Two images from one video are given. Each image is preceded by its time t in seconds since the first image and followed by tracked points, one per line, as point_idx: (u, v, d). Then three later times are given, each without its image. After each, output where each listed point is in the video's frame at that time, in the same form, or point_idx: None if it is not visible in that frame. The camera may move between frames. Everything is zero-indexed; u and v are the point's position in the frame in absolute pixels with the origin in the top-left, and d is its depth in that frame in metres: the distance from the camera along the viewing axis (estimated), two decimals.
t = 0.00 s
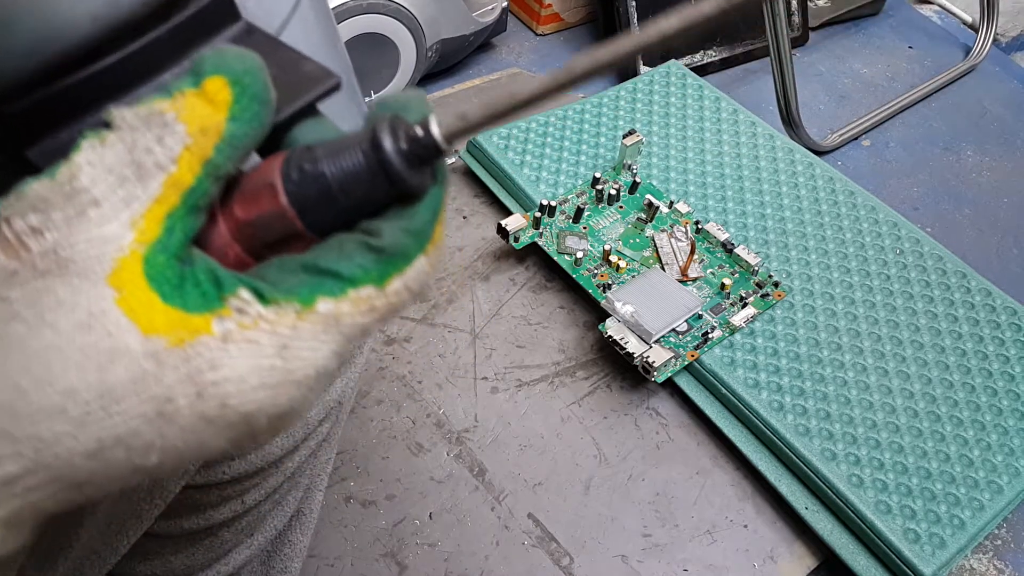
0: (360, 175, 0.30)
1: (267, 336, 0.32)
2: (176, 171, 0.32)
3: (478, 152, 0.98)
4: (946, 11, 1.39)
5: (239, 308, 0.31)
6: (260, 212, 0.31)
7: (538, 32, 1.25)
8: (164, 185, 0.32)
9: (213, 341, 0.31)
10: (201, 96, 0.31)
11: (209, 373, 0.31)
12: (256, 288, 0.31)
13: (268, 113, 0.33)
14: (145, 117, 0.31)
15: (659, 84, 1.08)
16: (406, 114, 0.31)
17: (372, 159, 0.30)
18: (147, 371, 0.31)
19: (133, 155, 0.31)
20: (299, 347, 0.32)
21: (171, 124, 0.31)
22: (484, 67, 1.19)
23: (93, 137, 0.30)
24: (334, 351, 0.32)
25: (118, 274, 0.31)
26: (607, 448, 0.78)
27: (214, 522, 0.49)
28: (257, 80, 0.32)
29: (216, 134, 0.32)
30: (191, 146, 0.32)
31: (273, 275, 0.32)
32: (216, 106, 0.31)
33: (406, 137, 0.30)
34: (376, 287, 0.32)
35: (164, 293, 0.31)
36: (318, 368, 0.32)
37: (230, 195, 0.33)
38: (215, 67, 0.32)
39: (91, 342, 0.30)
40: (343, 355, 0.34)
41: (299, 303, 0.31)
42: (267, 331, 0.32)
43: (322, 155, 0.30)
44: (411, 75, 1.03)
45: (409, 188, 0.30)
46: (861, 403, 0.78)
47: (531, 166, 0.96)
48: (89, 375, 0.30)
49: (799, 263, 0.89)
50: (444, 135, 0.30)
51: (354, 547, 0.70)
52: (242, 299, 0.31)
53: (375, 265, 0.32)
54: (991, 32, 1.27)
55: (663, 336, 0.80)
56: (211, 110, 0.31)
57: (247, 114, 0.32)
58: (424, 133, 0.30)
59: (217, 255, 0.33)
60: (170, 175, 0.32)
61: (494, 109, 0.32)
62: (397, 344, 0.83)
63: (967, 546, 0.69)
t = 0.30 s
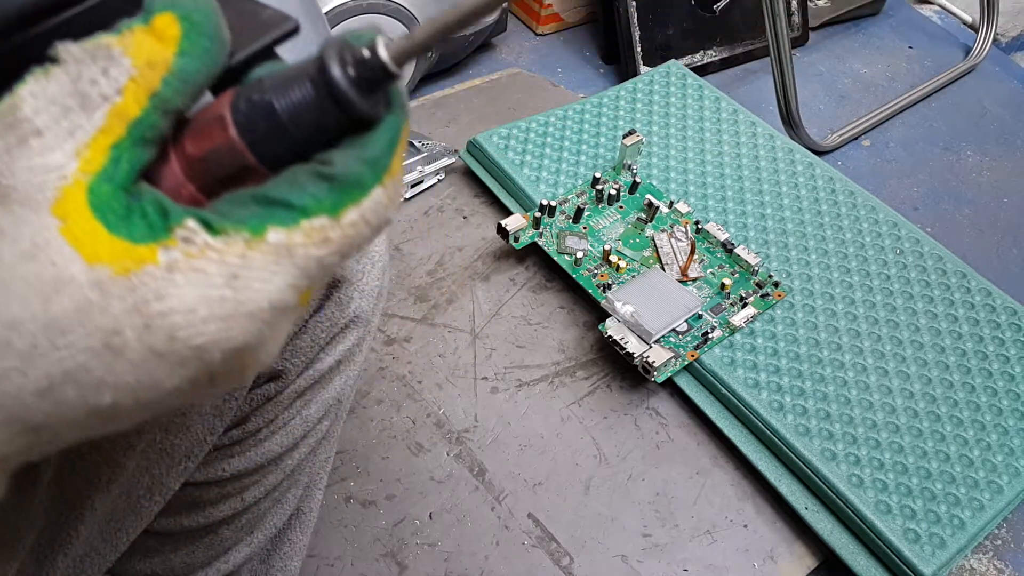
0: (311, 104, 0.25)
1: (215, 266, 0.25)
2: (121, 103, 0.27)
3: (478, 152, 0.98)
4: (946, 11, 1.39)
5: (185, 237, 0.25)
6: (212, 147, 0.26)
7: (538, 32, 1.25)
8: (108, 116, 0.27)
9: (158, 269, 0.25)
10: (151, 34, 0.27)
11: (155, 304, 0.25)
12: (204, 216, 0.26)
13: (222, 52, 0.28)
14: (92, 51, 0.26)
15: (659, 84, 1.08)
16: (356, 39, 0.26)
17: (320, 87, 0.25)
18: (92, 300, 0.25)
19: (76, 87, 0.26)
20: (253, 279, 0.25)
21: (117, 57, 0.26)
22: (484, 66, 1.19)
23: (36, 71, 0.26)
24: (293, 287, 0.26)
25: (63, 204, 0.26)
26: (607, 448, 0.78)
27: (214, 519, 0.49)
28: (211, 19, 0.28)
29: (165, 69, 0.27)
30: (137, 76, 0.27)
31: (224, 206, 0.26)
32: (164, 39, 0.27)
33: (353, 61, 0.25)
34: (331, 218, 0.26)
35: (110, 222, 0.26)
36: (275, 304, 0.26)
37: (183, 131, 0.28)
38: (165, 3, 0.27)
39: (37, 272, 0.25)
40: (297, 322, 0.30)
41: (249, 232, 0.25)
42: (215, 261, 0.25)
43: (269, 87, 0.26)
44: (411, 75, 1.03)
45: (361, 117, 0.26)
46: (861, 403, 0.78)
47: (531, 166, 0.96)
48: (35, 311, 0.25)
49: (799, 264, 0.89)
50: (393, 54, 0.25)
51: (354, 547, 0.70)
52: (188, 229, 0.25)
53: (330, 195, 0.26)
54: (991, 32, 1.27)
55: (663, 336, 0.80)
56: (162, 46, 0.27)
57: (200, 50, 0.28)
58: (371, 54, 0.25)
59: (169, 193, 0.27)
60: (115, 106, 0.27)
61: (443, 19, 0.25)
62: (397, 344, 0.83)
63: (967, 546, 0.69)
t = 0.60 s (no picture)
0: (286, 73, 0.25)
1: (189, 239, 0.25)
2: (92, 73, 0.27)
3: (478, 152, 0.98)
4: (946, 11, 1.39)
5: (158, 209, 0.25)
6: (185, 116, 0.26)
7: (538, 32, 1.25)
8: (79, 87, 0.27)
9: (130, 242, 0.25)
10: (123, 6, 0.28)
11: (128, 277, 0.25)
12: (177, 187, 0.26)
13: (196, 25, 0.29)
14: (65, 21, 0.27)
15: (659, 84, 1.08)
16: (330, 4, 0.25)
17: (293, 54, 0.25)
18: (64, 274, 0.25)
19: (46, 56, 0.27)
20: (227, 251, 0.25)
21: (87, 26, 0.27)
22: (484, 67, 1.19)
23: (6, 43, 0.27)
24: (272, 262, 0.26)
25: (33, 175, 0.26)
26: (607, 448, 0.78)
27: (214, 519, 0.49)
28: None
29: (137, 40, 0.28)
30: (108, 46, 0.27)
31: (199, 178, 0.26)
32: (137, 11, 0.28)
33: (326, 26, 0.24)
34: (307, 189, 0.26)
35: (81, 195, 0.26)
36: (252, 278, 0.26)
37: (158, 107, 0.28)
38: None
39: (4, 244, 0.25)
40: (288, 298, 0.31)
41: (223, 203, 0.25)
42: (189, 233, 0.25)
43: (243, 57, 0.26)
44: (410, 75, 1.03)
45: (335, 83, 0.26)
46: (861, 403, 0.78)
47: (531, 166, 0.96)
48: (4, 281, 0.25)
49: (799, 264, 0.89)
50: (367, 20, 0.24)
51: (354, 547, 0.70)
52: (162, 201, 0.25)
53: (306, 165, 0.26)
54: (991, 32, 1.27)
55: (663, 336, 0.80)
56: (135, 17, 0.28)
57: (172, 22, 0.29)
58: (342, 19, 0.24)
59: (145, 167, 0.27)
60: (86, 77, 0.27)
61: None
62: (397, 344, 0.83)
63: (967, 546, 0.69)
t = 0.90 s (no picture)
0: (305, 94, 0.27)
1: (211, 262, 0.27)
2: (114, 94, 0.29)
3: (478, 152, 0.98)
4: (946, 12, 1.39)
5: (180, 232, 0.27)
6: (206, 138, 0.28)
7: (538, 32, 1.25)
8: (101, 108, 0.29)
9: (153, 265, 0.27)
10: (142, 24, 0.29)
11: (151, 300, 0.26)
12: (199, 211, 0.27)
13: (211, 42, 0.31)
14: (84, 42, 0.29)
15: (659, 84, 1.08)
16: (349, 28, 0.28)
17: (313, 76, 0.27)
18: (88, 297, 0.27)
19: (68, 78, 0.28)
20: (249, 274, 0.27)
21: (108, 47, 0.29)
22: (484, 67, 1.19)
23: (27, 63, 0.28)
24: (290, 284, 0.28)
25: (55, 198, 0.28)
26: (607, 448, 0.78)
27: (213, 521, 0.49)
28: (200, 7, 0.30)
29: (157, 59, 0.29)
30: (129, 68, 0.29)
31: (219, 201, 0.28)
32: (155, 30, 0.29)
33: (346, 50, 0.27)
34: (326, 213, 0.28)
35: (104, 217, 0.27)
36: (271, 300, 0.27)
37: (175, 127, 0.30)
38: None
39: (30, 268, 0.27)
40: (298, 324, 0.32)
41: (244, 227, 0.27)
42: (210, 257, 0.27)
43: (262, 79, 0.28)
44: (410, 75, 1.03)
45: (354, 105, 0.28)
46: (861, 403, 0.78)
47: (531, 166, 0.96)
48: (30, 303, 0.27)
49: (799, 263, 0.89)
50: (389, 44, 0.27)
51: (354, 547, 0.70)
52: (184, 224, 0.27)
53: (324, 189, 0.28)
54: (991, 31, 1.27)
55: (663, 336, 0.80)
56: (153, 36, 0.29)
57: (188, 40, 0.30)
58: (364, 44, 0.27)
59: (163, 187, 0.29)
60: (108, 98, 0.29)
61: (437, 11, 0.27)
62: (397, 344, 0.83)
63: (968, 546, 0.69)
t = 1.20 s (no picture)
0: (333, 112, 0.26)
1: (239, 274, 0.26)
2: (146, 110, 0.27)
3: (478, 152, 0.98)
4: (946, 11, 1.39)
5: (208, 244, 0.26)
6: (234, 153, 0.27)
7: (538, 32, 1.25)
8: (133, 123, 0.27)
9: (182, 275, 0.26)
10: (174, 39, 0.28)
11: (179, 309, 0.26)
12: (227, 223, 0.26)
13: (241, 60, 0.29)
14: (118, 60, 0.27)
15: (659, 84, 1.08)
16: (377, 46, 0.26)
17: (343, 95, 0.25)
18: (117, 306, 0.25)
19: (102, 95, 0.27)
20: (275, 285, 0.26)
21: (141, 63, 0.27)
22: (484, 67, 1.19)
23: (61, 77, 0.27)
24: (315, 295, 0.28)
25: (89, 211, 0.26)
26: (607, 448, 0.78)
27: (213, 521, 0.49)
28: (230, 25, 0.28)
29: (189, 77, 0.28)
30: (161, 83, 0.27)
31: (245, 213, 0.27)
32: (187, 47, 0.28)
33: (376, 72, 0.25)
34: (352, 226, 0.27)
35: (134, 230, 0.26)
36: (297, 311, 0.27)
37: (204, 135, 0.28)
38: (186, 10, 0.28)
39: (62, 279, 0.25)
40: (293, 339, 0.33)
41: (271, 239, 0.27)
42: (238, 269, 0.26)
43: (294, 95, 0.26)
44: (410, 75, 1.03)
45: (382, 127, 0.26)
46: (861, 403, 0.78)
47: (531, 166, 0.96)
48: (61, 312, 0.25)
49: (799, 263, 0.89)
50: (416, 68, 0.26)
51: (354, 547, 0.70)
52: (211, 236, 0.26)
53: (351, 204, 0.27)
54: (991, 31, 1.27)
55: (663, 336, 0.80)
56: (184, 52, 0.28)
57: (220, 58, 0.28)
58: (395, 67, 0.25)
59: (189, 199, 0.28)
60: (140, 113, 0.27)
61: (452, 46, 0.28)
62: (397, 344, 0.83)
63: (967, 546, 0.69)
